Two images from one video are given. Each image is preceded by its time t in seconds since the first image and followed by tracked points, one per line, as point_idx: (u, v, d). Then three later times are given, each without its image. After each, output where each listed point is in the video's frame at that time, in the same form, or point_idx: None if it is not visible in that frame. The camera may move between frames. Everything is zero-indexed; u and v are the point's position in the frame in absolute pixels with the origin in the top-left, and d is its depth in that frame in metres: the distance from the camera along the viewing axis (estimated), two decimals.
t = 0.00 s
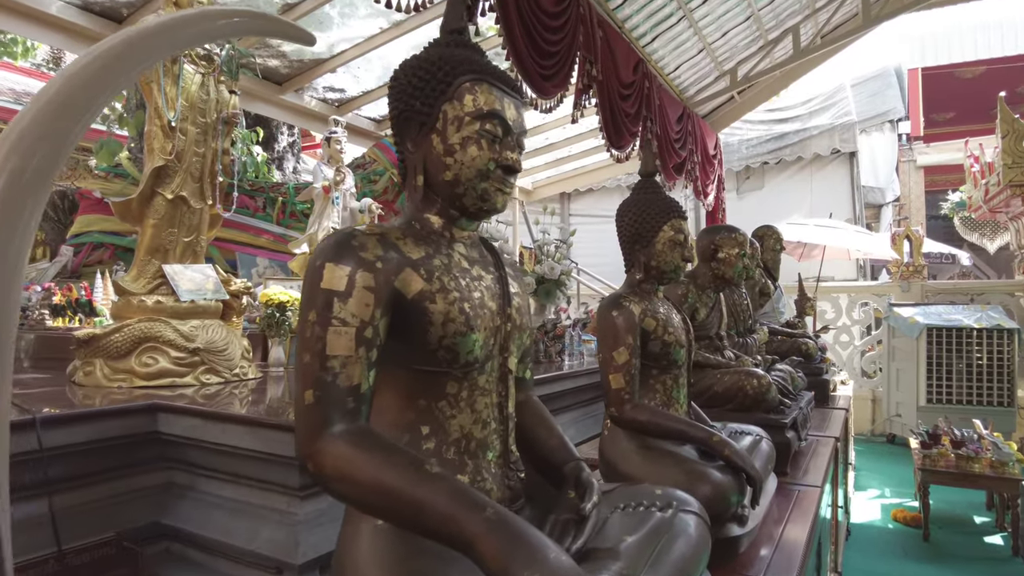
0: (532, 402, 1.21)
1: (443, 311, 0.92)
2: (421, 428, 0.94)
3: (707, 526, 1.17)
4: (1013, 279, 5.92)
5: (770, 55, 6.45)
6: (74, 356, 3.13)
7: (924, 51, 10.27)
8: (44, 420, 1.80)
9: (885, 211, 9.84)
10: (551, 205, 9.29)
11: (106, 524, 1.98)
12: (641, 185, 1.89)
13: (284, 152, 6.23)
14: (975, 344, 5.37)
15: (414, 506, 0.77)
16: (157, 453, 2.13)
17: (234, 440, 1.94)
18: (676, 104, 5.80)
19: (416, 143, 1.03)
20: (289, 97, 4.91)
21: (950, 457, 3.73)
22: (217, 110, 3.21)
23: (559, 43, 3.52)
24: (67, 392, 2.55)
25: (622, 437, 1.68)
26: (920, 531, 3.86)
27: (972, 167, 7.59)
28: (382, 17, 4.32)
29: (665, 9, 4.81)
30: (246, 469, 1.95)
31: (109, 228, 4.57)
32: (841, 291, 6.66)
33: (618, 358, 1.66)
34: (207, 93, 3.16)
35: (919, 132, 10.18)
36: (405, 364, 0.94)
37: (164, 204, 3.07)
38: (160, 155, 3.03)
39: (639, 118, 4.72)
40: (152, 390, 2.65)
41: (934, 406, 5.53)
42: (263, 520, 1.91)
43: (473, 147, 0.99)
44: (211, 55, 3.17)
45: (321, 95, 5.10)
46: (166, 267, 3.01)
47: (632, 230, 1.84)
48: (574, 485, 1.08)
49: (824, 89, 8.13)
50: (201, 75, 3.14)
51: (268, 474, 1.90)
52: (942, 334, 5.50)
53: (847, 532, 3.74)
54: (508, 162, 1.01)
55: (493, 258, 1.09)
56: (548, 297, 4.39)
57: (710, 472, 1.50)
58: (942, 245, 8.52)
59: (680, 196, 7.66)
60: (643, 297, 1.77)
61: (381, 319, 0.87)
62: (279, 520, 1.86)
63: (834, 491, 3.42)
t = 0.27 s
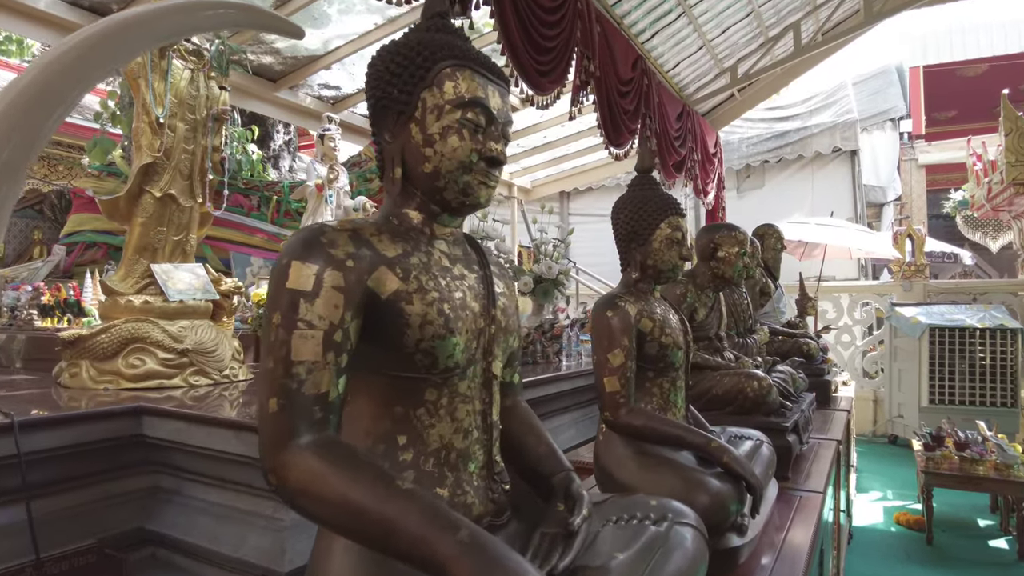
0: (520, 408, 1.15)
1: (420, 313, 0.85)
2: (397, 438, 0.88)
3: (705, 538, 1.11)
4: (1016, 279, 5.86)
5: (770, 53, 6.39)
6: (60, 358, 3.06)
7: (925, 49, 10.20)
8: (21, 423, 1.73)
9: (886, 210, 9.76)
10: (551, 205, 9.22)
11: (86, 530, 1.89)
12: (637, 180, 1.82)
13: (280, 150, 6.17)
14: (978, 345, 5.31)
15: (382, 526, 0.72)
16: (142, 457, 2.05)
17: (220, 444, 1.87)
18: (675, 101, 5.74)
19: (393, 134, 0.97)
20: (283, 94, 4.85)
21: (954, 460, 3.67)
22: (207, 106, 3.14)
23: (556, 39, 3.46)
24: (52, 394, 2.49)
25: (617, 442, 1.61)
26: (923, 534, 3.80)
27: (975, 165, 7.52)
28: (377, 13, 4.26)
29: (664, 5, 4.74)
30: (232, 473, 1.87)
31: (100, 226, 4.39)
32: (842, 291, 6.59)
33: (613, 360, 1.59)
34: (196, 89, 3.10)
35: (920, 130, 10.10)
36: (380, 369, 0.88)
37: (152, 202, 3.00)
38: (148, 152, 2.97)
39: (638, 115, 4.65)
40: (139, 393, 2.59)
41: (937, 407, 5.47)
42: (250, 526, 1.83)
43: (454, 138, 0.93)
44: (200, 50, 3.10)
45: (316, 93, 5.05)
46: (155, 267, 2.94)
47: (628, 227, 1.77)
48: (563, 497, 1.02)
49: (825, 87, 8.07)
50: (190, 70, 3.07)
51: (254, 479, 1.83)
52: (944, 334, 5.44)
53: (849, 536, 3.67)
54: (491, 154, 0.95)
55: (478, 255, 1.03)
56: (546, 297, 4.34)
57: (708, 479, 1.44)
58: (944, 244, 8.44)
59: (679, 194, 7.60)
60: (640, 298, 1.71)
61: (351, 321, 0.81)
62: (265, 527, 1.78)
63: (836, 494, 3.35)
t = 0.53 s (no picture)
0: (506, 413, 1.09)
1: (394, 312, 0.80)
2: (370, 445, 0.83)
3: (701, 549, 1.05)
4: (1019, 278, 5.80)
5: (771, 50, 6.32)
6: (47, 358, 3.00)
7: (927, 47, 10.14)
8: None
9: (887, 209, 9.68)
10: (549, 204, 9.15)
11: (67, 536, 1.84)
12: (633, 175, 1.76)
13: (276, 148, 6.11)
14: (981, 345, 5.25)
15: (347, 543, 0.67)
16: (128, 460, 1.99)
17: (206, 447, 1.81)
18: (674, 99, 5.67)
19: (368, 121, 0.91)
20: (278, 91, 4.80)
21: (957, 462, 3.61)
22: (197, 102, 3.07)
23: (552, 33, 3.40)
24: (37, 395, 2.43)
25: (612, 446, 1.56)
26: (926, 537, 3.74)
27: (977, 164, 7.45)
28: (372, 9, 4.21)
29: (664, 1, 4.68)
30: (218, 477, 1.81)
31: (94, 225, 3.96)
32: (843, 290, 6.53)
33: (607, 361, 1.54)
34: (186, 84, 3.03)
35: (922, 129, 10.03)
36: (352, 372, 0.83)
37: (141, 199, 2.94)
38: (136, 148, 2.91)
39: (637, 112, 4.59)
40: (126, 393, 2.54)
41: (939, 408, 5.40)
42: (235, 531, 1.77)
43: (432, 125, 0.87)
44: (190, 45, 3.03)
45: (311, 89, 4.99)
46: (142, 265, 2.88)
47: (623, 223, 1.71)
48: (550, 506, 0.96)
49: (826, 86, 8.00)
50: (179, 65, 3.01)
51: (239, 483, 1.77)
52: (947, 334, 5.38)
53: (850, 539, 3.61)
54: (472, 142, 0.89)
55: (460, 251, 0.97)
56: (544, 296, 4.28)
57: (705, 486, 1.38)
58: (946, 244, 8.37)
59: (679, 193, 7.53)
60: (635, 297, 1.65)
61: (318, 320, 0.76)
62: (249, 532, 1.72)
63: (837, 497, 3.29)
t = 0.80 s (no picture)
0: (487, 416, 1.04)
1: (358, 308, 0.74)
2: (334, 453, 0.77)
3: (692, 562, 0.99)
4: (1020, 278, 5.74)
5: (770, 47, 6.26)
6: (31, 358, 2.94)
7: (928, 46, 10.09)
8: None
9: (888, 208, 9.59)
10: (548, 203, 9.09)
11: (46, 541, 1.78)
12: (626, 170, 1.70)
13: (272, 146, 6.04)
14: (982, 345, 5.19)
15: (296, 562, 0.62)
16: (111, 463, 1.91)
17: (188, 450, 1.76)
18: (672, 96, 5.61)
19: (335, 106, 0.86)
20: (271, 88, 4.75)
21: (959, 463, 3.55)
22: (185, 98, 2.99)
23: (547, 28, 3.34)
24: (19, 396, 2.38)
25: (602, 450, 1.50)
26: (927, 540, 3.68)
27: (978, 163, 7.39)
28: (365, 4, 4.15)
29: None
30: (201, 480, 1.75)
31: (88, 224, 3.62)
32: (844, 290, 6.46)
33: (597, 362, 1.48)
34: (174, 80, 2.95)
35: (922, 128, 9.98)
36: (314, 374, 0.77)
37: (127, 197, 2.87)
38: (122, 145, 2.83)
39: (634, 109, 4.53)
40: (110, 394, 2.48)
41: (941, 408, 5.34)
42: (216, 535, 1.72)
43: (402, 110, 0.82)
44: (178, 40, 2.94)
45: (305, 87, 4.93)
46: (128, 264, 2.81)
47: (614, 219, 1.66)
48: (530, 518, 0.91)
49: (825, 84, 7.95)
50: (167, 60, 2.92)
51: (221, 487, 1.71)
52: (947, 334, 5.33)
53: (850, 542, 3.55)
54: (445, 128, 0.83)
55: (435, 245, 0.92)
56: (540, 295, 4.22)
57: (697, 492, 1.32)
58: (947, 243, 8.32)
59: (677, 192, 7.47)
60: (627, 295, 1.60)
61: (273, 318, 0.70)
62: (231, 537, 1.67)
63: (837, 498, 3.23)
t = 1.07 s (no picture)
0: (461, 426, 0.97)
1: (306, 311, 0.68)
2: (284, 468, 0.71)
3: None
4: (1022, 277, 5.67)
5: (769, 44, 6.19)
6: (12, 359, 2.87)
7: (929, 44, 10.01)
8: None
9: (888, 208, 9.48)
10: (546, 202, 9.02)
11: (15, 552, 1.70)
12: (615, 164, 1.63)
13: (266, 144, 5.97)
14: (984, 345, 5.12)
15: None
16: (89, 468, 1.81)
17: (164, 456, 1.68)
18: (670, 93, 5.54)
19: (290, 91, 0.79)
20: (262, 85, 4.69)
21: (960, 466, 3.49)
22: (171, 94, 2.88)
23: (541, 23, 3.27)
24: None
25: (591, 458, 1.43)
26: (929, 545, 3.61)
27: (979, 161, 7.32)
28: None
29: None
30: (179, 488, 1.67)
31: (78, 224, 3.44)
32: (844, 290, 6.40)
33: (585, 366, 1.41)
34: (159, 75, 2.85)
35: (923, 126, 9.91)
36: (262, 382, 0.71)
37: (109, 195, 2.77)
38: (104, 141, 2.75)
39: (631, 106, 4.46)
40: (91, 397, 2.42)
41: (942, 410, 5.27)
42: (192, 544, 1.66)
43: (361, 95, 0.75)
44: (162, 34, 2.85)
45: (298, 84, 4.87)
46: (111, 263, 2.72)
47: (603, 217, 1.59)
48: (502, 536, 0.84)
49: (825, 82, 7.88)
50: (151, 55, 2.84)
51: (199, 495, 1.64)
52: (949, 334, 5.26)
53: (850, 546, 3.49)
54: (407, 114, 0.77)
55: (401, 242, 0.85)
56: (535, 295, 4.15)
57: (688, 504, 1.26)
58: (948, 242, 8.25)
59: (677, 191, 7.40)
60: (616, 296, 1.53)
61: (211, 322, 0.64)
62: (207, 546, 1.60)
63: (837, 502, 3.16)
